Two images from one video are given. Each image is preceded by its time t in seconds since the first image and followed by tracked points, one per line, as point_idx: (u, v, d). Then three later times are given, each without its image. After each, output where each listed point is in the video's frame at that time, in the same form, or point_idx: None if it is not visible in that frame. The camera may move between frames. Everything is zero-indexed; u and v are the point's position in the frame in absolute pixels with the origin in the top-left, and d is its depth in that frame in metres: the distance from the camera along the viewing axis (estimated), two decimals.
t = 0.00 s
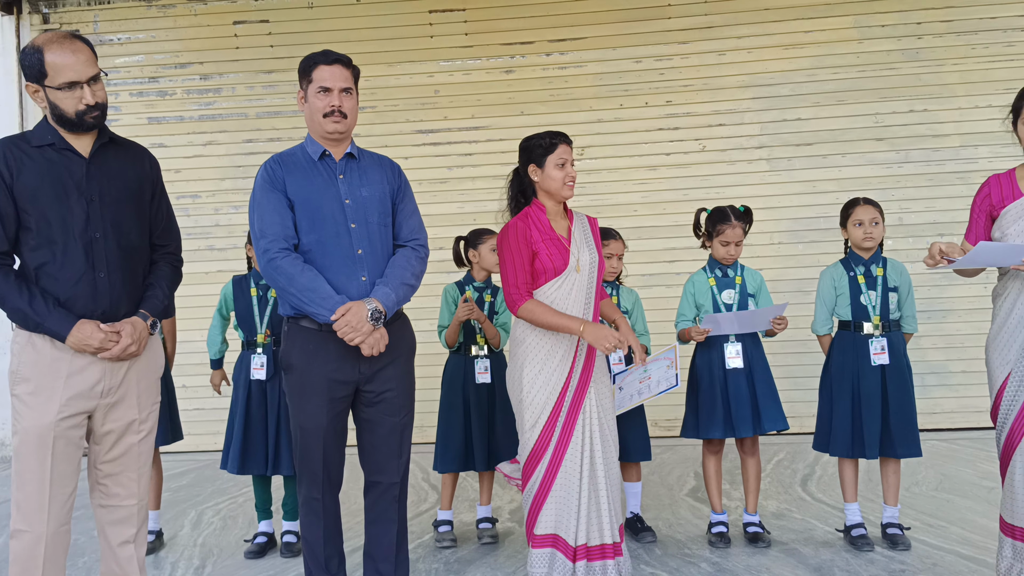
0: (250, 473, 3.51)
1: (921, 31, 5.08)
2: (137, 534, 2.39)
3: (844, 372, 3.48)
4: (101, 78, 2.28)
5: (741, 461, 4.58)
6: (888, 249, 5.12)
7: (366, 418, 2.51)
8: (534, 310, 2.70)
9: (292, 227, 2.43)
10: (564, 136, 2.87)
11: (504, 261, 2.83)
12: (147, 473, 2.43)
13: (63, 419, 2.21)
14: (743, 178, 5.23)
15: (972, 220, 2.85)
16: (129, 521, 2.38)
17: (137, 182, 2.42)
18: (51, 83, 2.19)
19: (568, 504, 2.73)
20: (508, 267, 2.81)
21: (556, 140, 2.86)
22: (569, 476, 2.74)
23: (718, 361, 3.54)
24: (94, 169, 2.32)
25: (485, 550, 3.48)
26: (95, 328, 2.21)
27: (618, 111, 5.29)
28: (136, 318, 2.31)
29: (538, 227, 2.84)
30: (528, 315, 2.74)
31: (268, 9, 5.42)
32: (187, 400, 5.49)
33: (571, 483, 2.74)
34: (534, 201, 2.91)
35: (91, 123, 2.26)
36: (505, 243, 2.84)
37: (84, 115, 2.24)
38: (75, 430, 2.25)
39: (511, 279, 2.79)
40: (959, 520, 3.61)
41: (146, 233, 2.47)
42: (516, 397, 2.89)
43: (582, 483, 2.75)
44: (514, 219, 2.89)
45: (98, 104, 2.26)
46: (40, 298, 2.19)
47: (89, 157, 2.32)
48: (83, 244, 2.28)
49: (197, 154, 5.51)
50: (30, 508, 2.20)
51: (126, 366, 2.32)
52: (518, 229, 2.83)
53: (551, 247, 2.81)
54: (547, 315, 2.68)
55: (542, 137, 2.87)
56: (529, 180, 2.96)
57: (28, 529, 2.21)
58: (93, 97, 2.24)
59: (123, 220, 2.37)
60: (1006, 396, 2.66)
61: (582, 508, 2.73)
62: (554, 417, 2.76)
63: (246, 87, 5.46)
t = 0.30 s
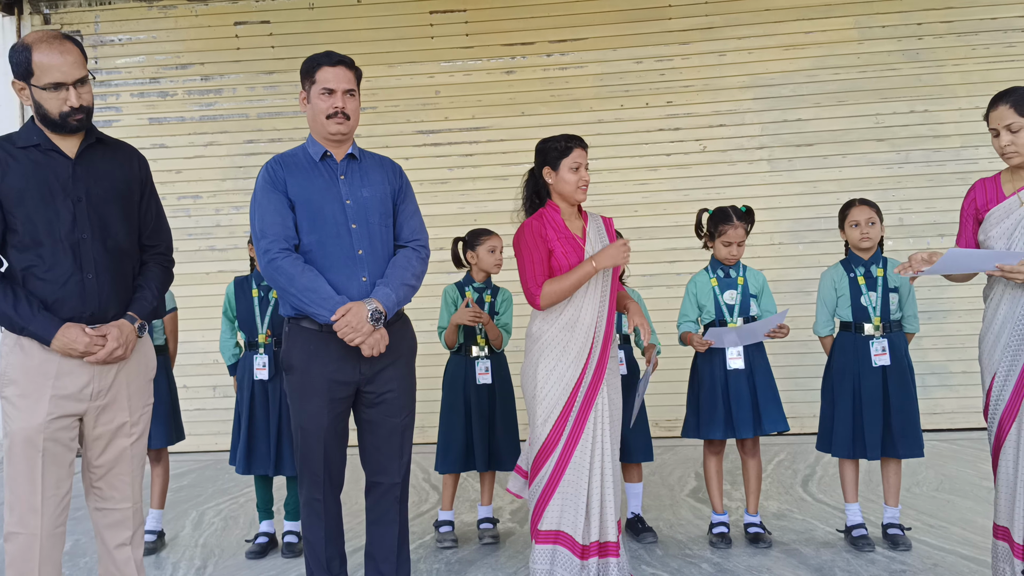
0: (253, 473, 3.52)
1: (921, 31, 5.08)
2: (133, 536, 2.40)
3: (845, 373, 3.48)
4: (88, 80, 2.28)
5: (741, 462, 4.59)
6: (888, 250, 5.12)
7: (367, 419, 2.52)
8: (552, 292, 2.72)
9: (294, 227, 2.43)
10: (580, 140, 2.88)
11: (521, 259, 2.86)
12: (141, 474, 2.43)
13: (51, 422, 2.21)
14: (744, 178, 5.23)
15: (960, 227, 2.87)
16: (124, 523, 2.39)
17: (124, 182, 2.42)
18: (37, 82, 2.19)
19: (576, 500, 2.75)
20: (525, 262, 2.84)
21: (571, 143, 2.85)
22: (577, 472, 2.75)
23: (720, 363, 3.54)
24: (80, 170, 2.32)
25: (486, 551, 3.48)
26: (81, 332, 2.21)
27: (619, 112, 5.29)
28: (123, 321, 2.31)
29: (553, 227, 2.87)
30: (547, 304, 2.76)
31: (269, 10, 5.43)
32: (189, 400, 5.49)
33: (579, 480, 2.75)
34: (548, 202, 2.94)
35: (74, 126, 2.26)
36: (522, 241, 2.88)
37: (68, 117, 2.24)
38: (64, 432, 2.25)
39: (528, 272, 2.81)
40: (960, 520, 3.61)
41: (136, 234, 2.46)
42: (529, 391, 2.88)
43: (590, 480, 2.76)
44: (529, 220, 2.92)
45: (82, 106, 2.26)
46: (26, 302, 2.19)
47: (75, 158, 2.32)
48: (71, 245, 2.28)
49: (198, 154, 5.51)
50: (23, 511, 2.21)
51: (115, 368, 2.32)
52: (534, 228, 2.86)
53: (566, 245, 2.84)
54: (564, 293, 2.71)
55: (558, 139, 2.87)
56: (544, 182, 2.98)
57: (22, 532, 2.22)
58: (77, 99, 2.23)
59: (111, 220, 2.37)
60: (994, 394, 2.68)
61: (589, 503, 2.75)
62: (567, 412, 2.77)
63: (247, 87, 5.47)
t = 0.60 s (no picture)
0: (258, 473, 3.53)
1: (922, 32, 5.08)
2: (131, 537, 2.40)
3: (846, 373, 3.48)
4: (82, 80, 2.29)
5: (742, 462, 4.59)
6: (889, 250, 5.12)
7: (369, 419, 2.52)
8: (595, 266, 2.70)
9: (295, 227, 2.43)
10: (602, 149, 2.90)
11: (550, 252, 2.82)
12: (137, 474, 2.44)
13: (47, 422, 2.21)
14: (745, 179, 5.23)
15: (964, 227, 2.88)
16: (121, 524, 2.38)
17: (116, 182, 2.42)
18: (30, 80, 2.19)
19: (597, 497, 2.75)
20: (555, 253, 2.80)
21: (592, 150, 2.86)
22: (597, 469, 2.76)
23: (721, 363, 3.54)
24: (72, 170, 2.32)
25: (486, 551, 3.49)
26: (77, 334, 2.21)
27: (620, 112, 5.29)
28: (118, 322, 2.32)
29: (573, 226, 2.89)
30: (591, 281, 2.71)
31: (270, 11, 5.43)
32: (190, 401, 5.49)
33: (600, 477, 2.75)
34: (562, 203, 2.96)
35: (65, 126, 2.26)
36: (546, 239, 2.86)
37: (60, 116, 2.24)
38: (60, 432, 2.25)
39: (563, 259, 2.77)
40: (961, 520, 3.61)
41: (129, 235, 2.46)
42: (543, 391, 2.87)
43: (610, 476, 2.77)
44: (547, 218, 2.91)
45: (75, 106, 2.26)
46: (20, 304, 2.19)
47: (67, 157, 2.32)
48: (65, 245, 2.28)
49: (199, 155, 5.52)
50: (19, 512, 2.22)
51: (111, 369, 2.32)
52: (555, 225, 2.86)
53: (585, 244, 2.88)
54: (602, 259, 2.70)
55: (579, 143, 2.88)
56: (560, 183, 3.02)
57: (19, 531, 2.22)
58: (70, 98, 2.24)
59: (104, 221, 2.37)
60: (992, 393, 2.68)
61: (609, 500, 2.76)
62: (585, 410, 2.78)
63: (248, 88, 5.47)
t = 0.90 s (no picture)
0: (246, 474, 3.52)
1: (922, 32, 5.08)
2: (129, 537, 2.40)
3: (846, 374, 3.48)
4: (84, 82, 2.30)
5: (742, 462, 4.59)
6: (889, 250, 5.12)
7: (371, 419, 2.52)
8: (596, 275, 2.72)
9: (297, 228, 2.44)
10: (607, 148, 2.92)
11: (552, 254, 2.83)
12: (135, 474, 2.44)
13: (46, 422, 2.22)
14: (745, 179, 5.23)
15: (959, 231, 2.88)
16: (119, 524, 2.39)
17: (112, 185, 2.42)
18: (34, 78, 2.20)
19: (616, 499, 2.78)
20: (558, 255, 2.81)
21: (599, 150, 2.88)
22: (614, 470, 2.79)
23: (719, 363, 3.54)
24: (68, 172, 2.32)
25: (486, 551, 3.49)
26: (76, 335, 2.22)
27: (620, 112, 5.30)
28: (116, 324, 2.32)
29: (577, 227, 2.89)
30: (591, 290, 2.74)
31: (271, 11, 5.43)
32: (190, 401, 5.49)
33: (617, 477, 2.79)
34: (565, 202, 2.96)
35: (66, 125, 2.26)
36: (549, 239, 2.87)
37: (61, 116, 2.24)
38: (59, 432, 2.26)
39: (564, 263, 2.79)
40: (961, 520, 3.61)
41: (125, 236, 2.46)
42: (552, 395, 2.89)
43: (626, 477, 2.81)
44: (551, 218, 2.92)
45: (77, 106, 2.27)
46: (18, 305, 2.20)
47: (65, 159, 2.32)
48: (63, 246, 2.28)
49: (200, 155, 5.52)
50: (17, 511, 2.22)
51: (109, 370, 2.32)
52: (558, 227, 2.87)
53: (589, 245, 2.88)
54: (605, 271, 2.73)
55: (586, 142, 2.89)
56: (563, 181, 2.99)
57: (17, 530, 2.22)
58: (73, 98, 2.25)
59: (101, 222, 2.37)
60: (992, 392, 2.68)
61: (627, 500, 2.79)
62: (597, 411, 2.81)
63: (249, 88, 5.47)
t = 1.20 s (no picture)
0: (253, 470, 3.51)
1: (921, 32, 5.08)
2: (129, 537, 2.40)
3: (846, 374, 3.49)
4: (88, 82, 2.33)
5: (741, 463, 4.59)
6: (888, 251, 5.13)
7: (371, 420, 2.52)
8: (611, 284, 2.74)
9: (297, 228, 2.44)
10: (616, 145, 2.92)
11: (564, 258, 2.85)
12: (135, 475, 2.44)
13: (46, 423, 2.22)
14: (744, 179, 5.24)
15: (948, 233, 2.86)
16: (119, 524, 2.39)
17: (111, 185, 2.42)
18: (41, 75, 2.21)
19: (617, 498, 2.81)
20: (570, 260, 2.83)
21: (612, 149, 2.88)
22: (616, 471, 2.82)
23: (716, 363, 3.55)
24: (68, 173, 2.33)
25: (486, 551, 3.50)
26: (78, 336, 2.22)
27: (619, 113, 5.30)
28: (117, 324, 2.32)
29: (587, 229, 2.91)
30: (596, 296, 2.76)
31: (271, 12, 5.44)
32: (190, 401, 5.49)
33: (618, 478, 2.81)
34: (575, 203, 2.98)
35: (71, 124, 2.27)
36: (558, 239, 2.89)
37: (67, 114, 2.25)
38: (59, 432, 2.26)
39: (571, 267, 2.82)
40: (960, 521, 3.61)
41: (124, 237, 2.46)
42: (555, 396, 2.92)
43: (627, 476, 2.83)
44: (561, 220, 2.93)
45: (82, 105, 2.29)
46: (19, 307, 2.20)
47: (64, 160, 2.33)
48: (62, 247, 2.28)
49: (200, 156, 5.52)
50: (17, 511, 2.22)
51: (109, 370, 2.33)
52: (569, 230, 2.88)
53: (599, 248, 2.89)
54: (617, 286, 2.74)
55: (599, 142, 2.88)
56: (573, 182, 2.99)
57: (18, 530, 2.23)
58: (79, 97, 2.28)
59: (100, 223, 2.37)
60: (988, 398, 2.67)
61: (628, 501, 2.82)
62: (600, 412, 2.83)
63: (249, 88, 5.48)
